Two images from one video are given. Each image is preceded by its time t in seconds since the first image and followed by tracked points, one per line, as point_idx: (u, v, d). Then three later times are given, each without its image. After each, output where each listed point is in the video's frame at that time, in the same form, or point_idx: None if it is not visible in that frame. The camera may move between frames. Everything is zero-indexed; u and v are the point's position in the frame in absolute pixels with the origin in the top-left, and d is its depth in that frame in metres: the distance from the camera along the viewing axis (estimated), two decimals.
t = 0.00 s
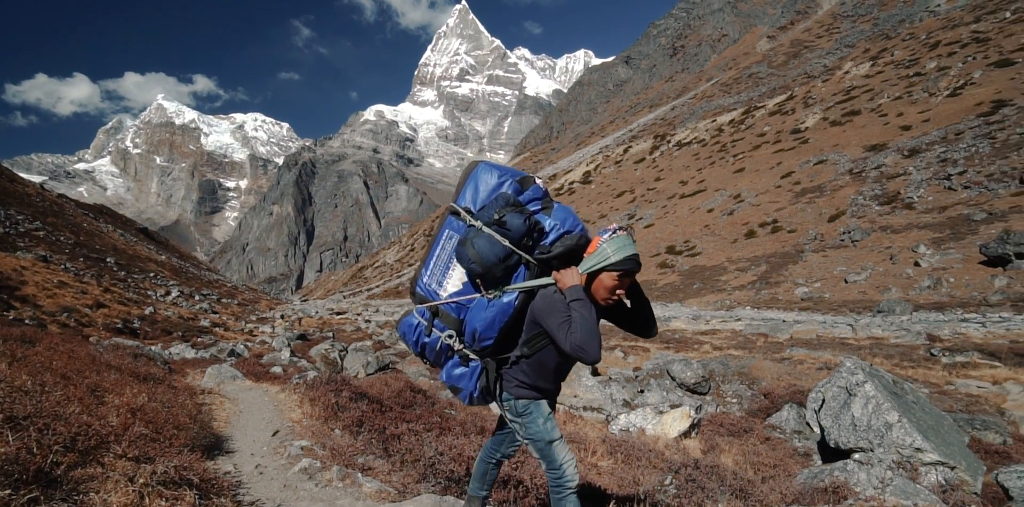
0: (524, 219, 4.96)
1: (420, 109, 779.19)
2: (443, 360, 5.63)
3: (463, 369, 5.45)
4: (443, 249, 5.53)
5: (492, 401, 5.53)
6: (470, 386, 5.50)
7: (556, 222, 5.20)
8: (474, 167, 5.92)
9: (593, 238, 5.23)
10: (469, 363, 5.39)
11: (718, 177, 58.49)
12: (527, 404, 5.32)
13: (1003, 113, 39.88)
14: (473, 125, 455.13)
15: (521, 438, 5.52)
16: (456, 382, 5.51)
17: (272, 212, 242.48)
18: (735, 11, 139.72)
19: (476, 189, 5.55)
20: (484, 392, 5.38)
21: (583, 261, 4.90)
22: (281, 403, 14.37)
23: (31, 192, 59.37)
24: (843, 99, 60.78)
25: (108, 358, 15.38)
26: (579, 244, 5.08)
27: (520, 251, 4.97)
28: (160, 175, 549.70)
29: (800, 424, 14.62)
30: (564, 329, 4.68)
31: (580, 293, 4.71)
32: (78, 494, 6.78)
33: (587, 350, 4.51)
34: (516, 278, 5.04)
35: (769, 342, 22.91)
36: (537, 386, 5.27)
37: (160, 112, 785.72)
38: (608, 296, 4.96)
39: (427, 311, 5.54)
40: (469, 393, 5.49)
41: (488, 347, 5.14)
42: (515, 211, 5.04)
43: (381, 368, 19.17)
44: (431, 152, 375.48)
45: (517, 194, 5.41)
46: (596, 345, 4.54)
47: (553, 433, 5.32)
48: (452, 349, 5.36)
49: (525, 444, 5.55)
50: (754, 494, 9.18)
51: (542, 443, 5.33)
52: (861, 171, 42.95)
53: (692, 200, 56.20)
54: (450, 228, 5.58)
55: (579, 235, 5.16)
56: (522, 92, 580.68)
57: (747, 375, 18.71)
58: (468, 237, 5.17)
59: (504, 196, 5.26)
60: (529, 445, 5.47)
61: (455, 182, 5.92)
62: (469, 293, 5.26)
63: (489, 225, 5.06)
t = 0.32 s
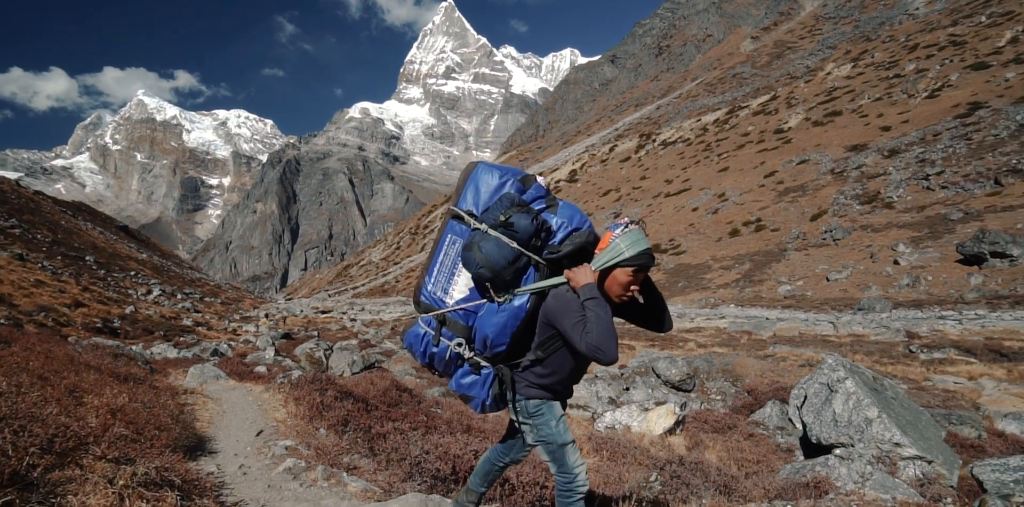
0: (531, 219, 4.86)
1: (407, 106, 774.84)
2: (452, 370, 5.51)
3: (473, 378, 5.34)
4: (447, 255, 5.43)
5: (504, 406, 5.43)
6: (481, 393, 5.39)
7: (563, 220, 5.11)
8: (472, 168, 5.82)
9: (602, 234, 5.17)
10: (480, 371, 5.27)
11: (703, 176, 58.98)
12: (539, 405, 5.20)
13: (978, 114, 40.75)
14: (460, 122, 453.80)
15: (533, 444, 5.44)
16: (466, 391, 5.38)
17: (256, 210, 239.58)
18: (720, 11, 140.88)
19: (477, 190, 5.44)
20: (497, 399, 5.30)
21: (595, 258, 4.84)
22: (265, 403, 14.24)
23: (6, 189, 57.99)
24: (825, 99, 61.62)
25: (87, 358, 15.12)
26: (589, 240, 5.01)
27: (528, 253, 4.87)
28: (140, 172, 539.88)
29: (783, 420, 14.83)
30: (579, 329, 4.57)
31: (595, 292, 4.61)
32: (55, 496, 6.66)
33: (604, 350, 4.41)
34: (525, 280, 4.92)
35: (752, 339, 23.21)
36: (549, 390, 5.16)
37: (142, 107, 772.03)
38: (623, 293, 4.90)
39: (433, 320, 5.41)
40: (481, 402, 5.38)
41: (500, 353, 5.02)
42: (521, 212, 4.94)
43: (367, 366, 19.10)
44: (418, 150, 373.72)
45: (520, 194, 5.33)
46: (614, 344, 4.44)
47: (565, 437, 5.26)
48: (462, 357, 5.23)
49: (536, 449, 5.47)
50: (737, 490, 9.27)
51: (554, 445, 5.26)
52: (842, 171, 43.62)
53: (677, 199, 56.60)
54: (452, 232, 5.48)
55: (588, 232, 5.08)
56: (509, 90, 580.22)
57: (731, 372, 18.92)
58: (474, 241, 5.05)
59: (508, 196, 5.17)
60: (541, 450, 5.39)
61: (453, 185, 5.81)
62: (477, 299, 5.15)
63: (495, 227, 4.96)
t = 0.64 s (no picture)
0: (541, 209, 4.73)
1: (396, 104, 771.22)
2: (460, 365, 5.38)
3: (483, 373, 5.24)
4: (453, 247, 5.26)
5: (514, 401, 5.41)
6: (491, 389, 5.32)
7: (572, 209, 4.99)
8: (476, 157, 5.69)
9: (613, 222, 5.05)
10: (490, 366, 5.22)
11: (691, 175, 59.31)
12: (550, 403, 5.12)
13: (960, 115, 41.36)
14: (449, 121, 452.54)
15: (538, 442, 5.42)
16: (476, 386, 5.32)
17: (243, 208, 237.14)
18: (708, 11, 141.46)
19: (482, 180, 5.29)
20: (508, 394, 5.31)
21: (608, 246, 4.69)
22: (252, 402, 14.13)
23: None
24: (811, 99, 62.24)
25: (70, 358, 14.92)
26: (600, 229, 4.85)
27: (538, 244, 4.75)
28: (125, 169, 531.96)
29: (769, 417, 14.98)
30: (598, 319, 4.40)
31: (611, 281, 4.47)
32: (36, 499, 6.56)
33: (625, 341, 4.26)
34: (536, 272, 4.79)
35: (739, 337, 23.43)
36: (560, 386, 5.07)
37: (126, 103, 760.24)
38: (637, 282, 4.77)
39: (440, 316, 5.27)
40: (491, 397, 5.33)
41: (510, 347, 4.91)
42: (530, 201, 4.80)
43: (355, 365, 19.02)
44: (407, 148, 372.61)
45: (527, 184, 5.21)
46: (636, 334, 4.30)
47: (573, 439, 5.24)
48: (469, 352, 5.12)
49: (541, 448, 5.46)
50: (725, 487, 9.32)
51: (560, 449, 5.28)
52: (828, 171, 44.12)
53: (665, 197, 56.87)
54: (458, 224, 5.30)
55: (598, 221, 4.95)
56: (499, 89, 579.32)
57: (718, 369, 19.08)
58: (481, 234, 4.90)
59: (517, 186, 5.04)
60: (547, 450, 5.38)
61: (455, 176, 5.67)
62: (484, 293, 5.03)
63: (504, 218, 4.82)
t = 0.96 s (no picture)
0: (555, 197, 4.61)
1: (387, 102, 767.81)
2: (467, 358, 5.25)
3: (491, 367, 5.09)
4: (461, 237, 5.10)
5: (523, 398, 5.24)
6: (499, 383, 5.17)
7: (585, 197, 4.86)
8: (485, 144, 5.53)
9: (626, 211, 4.94)
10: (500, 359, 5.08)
11: (680, 174, 59.56)
12: (558, 402, 4.99)
13: (944, 116, 41.91)
14: (440, 119, 451.34)
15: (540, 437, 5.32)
16: (484, 380, 5.18)
17: (231, 206, 234.95)
18: (697, 11, 142.02)
19: (491, 167, 5.14)
20: (517, 389, 5.13)
21: (623, 236, 4.62)
22: (241, 402, 14.02)
23: None
24: (799, 99, 62.77)
25: (55, 358, 14.72)
26: (614, 219, 4.76)
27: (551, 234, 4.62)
28: (111, 167, 525.27)
29: (758, 414, 15.10)
30: (616, 311, 4.28)
31: (628, 272, 4.35)
32: (20, 501, 6.48)
33: (645, 331, 4.15)
34: (548, 263, 4.66)
35: (728, 335, 23.59)
36: (569, 382, 4.93)
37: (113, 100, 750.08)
38: (652, 272, 4.68)
39: (447, 307, 5.11)
40: (500, 391, 5.17)
41: (520, 340, 4.77)
42: (543, 190, 4.67)
43: (346, 364, 18.97)
44: (397, 147, 371.15)
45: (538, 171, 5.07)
46: (655, 324, 4.20)
47: (572, 441, 5.15)
48: (478, 345, 4.98)
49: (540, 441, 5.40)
50: (714, 484, 9.38)
51: (558, 449, 5.22)
52: (815, 170, 44.53)
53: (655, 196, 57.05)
54: (466, 213, 5.15)
55: (612, 210, 4.85)
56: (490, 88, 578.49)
57: (708, 368, 19.20)
58: (491, 222, 4.74)
59: (528, 174, 4.90)
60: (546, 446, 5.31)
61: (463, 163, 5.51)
62: (493, 284, 4.90)
63: (516, 206, 4.68)
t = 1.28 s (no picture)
0: (569, 197, 4.60)
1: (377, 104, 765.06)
2: (473, 361, 5.19)
3: (498, 369, 5.05)
4: (470, 237, 5.06)
5: (528, 405, 5.20)
6: (506, 386, 5.13)
7: (599, 198, 4.86)
8: (496, 141, 5.52)
9: (639, 212, 4.95)
10: (506, 363, 5.04)
11: (668, 177, 59.94)
12: (564, 410, 4.98)
13: (926, 121, 42.63)
14: (430, 122, 450.41)
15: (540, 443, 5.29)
16: (490, 384, 5.13)
17: (218, 209, 232.54)
18: (684, 15, 143.11)
19: (502, 165, 5.12)
20: (525, 394, 5.08)
21: (638, 239, 4.65)
22: (227, 407, 13.87)
23: None
24: (785, 104, 63.52)
25: (36, 363, 14.48)
26: (628, 220, 4.78)
27: (564, 234, 4.61)
28: (95, 168, 517.28)
29: (746, 416, 15.22)
30: (631, 316, 4.29)
31: (643, 275, 4.36)
32: None
33: (660, 338, 4.17)
34: (560, 264, 4.65)
35: (716, 337, 23.75)
36: (578, 389, 4.91)
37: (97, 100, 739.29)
38: (666, 275, 4.70)
39: (453, 309, 5.06)
40: (507, 396, 5.12)
41: (530, 342, 4.74)
42: (558, 189, 4.65)
43: (334, 368, 18.85)
44: (386, 149, 369.65)
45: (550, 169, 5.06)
46: (669, 331, 4.23)
47: (573, 450, 5.14)
48: (485, 347, 4.93)
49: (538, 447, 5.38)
50: (702, 486, 9.45)
51: (556, 456, 5.20)
52: (801, 174, 45.04)
53: (644, 199, 57.32)
54: (476, 212, 5.11)
55: (626, 211, 4.85)
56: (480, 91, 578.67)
57: (696, 370, 19.32)
58: (504, 221, 4.70)
59: (541, 173, 4.87)
60: (544, 453, 5.29)
61: (472, 160, 5.48)
62: (502, 285, 4.87)
63: (529, 206, 4.65)
